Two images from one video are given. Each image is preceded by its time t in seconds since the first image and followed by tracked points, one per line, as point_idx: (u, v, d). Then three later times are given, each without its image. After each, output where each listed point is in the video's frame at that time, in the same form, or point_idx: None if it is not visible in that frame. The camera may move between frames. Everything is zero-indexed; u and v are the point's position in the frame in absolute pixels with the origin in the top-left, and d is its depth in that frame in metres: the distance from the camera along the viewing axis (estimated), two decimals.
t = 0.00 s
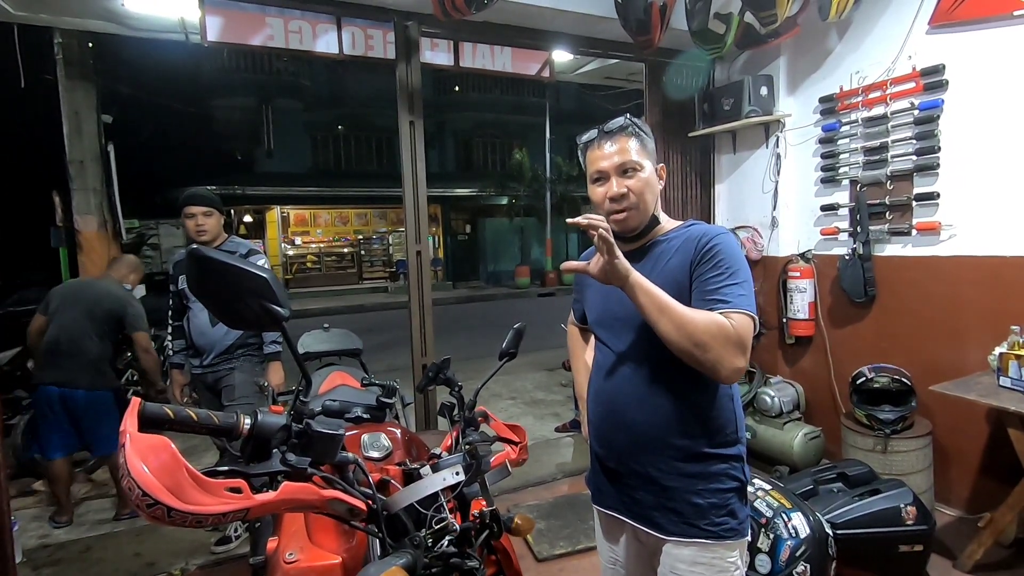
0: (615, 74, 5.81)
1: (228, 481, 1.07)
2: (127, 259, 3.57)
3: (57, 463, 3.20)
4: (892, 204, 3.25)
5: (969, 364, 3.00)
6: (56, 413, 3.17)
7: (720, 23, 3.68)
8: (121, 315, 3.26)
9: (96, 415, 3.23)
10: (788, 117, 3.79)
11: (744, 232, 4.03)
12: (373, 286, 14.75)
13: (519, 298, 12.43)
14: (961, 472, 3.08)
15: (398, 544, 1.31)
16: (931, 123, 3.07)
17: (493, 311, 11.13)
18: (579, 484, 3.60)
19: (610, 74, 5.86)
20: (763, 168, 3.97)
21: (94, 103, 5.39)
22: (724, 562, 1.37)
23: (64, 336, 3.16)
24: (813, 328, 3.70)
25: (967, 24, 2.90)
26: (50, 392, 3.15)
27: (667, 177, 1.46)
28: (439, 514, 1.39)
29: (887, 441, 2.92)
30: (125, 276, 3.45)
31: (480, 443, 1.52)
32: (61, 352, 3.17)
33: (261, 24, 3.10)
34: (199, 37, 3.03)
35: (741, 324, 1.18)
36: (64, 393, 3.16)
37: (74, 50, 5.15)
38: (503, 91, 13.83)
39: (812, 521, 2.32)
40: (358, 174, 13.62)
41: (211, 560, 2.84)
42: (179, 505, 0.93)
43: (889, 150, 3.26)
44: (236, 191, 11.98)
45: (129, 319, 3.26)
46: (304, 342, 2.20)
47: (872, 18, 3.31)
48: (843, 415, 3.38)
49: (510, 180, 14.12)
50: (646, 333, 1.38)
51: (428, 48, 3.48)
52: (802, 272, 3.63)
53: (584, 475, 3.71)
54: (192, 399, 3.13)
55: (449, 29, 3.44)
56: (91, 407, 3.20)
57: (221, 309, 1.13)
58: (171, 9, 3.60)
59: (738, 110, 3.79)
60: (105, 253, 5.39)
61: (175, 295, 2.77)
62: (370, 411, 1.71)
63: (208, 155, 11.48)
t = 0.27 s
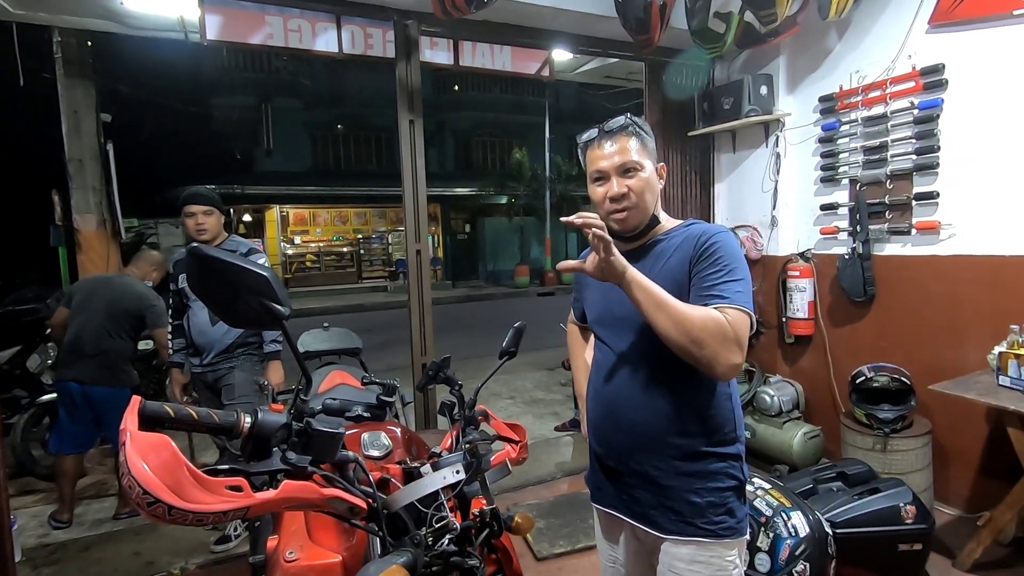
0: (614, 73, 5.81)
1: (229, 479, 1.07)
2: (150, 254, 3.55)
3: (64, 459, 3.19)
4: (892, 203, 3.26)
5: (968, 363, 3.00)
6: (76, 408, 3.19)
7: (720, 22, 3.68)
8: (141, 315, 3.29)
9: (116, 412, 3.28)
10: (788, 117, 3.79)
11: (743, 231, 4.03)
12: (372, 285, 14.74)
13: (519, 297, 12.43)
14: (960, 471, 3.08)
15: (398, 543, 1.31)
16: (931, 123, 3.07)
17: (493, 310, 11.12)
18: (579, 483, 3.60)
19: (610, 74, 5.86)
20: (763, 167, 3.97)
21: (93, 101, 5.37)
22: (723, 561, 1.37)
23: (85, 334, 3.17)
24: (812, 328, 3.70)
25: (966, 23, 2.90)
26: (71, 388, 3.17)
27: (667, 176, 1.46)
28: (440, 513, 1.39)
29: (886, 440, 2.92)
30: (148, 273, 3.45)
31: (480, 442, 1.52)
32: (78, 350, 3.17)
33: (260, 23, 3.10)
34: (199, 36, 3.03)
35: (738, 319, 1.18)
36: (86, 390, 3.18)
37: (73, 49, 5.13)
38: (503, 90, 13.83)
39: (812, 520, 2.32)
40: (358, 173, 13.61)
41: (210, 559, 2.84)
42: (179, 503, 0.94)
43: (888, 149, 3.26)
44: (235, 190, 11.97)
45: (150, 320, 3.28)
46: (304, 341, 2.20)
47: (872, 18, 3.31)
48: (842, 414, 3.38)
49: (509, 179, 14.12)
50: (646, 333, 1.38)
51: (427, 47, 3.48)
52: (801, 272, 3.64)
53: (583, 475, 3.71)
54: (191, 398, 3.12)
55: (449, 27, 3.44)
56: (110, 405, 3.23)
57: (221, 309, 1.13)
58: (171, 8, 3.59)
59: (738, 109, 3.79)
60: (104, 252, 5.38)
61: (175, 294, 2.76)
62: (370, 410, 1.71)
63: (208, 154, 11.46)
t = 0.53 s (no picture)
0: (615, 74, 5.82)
1: (229, 479, 1.07)
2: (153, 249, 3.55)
3: (76, 454, 3.22)
4: (891, 205, 3.26)
5: (968, 364, 3.01)
6: (86, 404, 3.24)
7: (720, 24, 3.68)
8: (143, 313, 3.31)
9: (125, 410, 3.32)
10: (788, 118, 3.80)
11: (743, 233, 4.04)
12: (372, 286, 14.74)
13: (519, 298, 12.42)
14: (959, 472, 3.09)
15: (398, 544, 1.31)
16: (930, 125, 3.08)
17: (493, 311, 11.11)
18: (578, 484, 3.60)
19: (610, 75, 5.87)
20: (762, 168, 3.98)
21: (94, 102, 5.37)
22: (722, 562, 1.38)
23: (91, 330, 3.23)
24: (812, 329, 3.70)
25: (966, 26, 2.91)
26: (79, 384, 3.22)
27: (668, 177, 1.47)
28: (440, 513, 1.40)
29: (885, 442, 2.92)
30: (151, 268, 3.45)
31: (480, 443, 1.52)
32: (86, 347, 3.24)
33: (261, 24, 3.10)
34: (200, 37, 3.04)
35: (735, 322, 1.17)
36: (93, 386, 3.22)
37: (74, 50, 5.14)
38: (503, 91, 13.83)
39: (812, 521, 2.32)
40: (358, 174, 13.61)
41: (210, 559, 2.84)
42: (180, 504, 0.94)
43: (888, 151, 3.27)
44: (235, 191, 11.98)
45: (151, 318, 3.30)
46: (303, 341, 2.20)
47: (871, 20, 3.31)
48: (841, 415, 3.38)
49: (509, 180, 14.12)
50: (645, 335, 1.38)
51: (428, 48, 3.48)
52: (801, 273, 3.65)
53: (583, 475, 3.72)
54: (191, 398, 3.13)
55: (449, 29, 3.45)
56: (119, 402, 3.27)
57: (221, 309, 1.14)
58: (171, 9, 3.60)
59: (737, 111, 3.80)
60: (104, 253, 5.38)
61: (176, 294, 2.77)
62: (370, 411, 1.71)
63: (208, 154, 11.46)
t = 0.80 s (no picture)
0: (615, 75, 5.82)
1: (225, 479, 1.07)
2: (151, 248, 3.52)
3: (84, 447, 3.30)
4: (889, 206, 3.26)
5: (966, 366, 3.01)
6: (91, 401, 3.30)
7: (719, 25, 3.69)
8: (138, 316, 3.30)
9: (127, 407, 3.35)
10: (787, 120, 3.80)
11: (742, 234, 4.05)
12: (371, 286, 14.73)
13: (518, 298, 12.42)
14: (956, 474, 3.09)
15: (394, 544, 1.31)
16: (928, 127, 3.08)
17: (492, 312, 11.11)
18: (577, 485, 3.60)
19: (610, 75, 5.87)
20: (761, 170, 3.98)
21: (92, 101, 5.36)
22: (719, 563, 1.38)
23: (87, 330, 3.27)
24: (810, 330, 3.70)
25: (964, 28, 2.92)
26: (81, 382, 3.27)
27: (666, 179, 1.47)
28: (436, 513, 1.42)
29: (883, 443, 2.93)
30: (146, 268, 3.43)
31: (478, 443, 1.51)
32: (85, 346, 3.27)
33: (260, 23, 3.10)
34: (199, 36, 3.03)
35: (710, 297, 1.10)
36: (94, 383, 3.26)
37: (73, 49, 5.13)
38: (502, 92, 13.83)
39: (809, 522, 2.33)
40: (357, 174, 13.60)
41: (207, 559, 2.84)
42: (175, 504, 0.94)
43: (886, 152, 3.27)
44: (234, 190, 11.97)
45: (146, 321, 3.29)
46: (300, 340, 2.20)
47: (870, 21, 3.32)
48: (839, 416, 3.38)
49: (509, 180, 14.12)
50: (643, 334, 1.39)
51: (427, 49, 3.48)
52: (799, 274, 3.65)
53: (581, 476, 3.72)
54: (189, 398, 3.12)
55: (449, 29, 3.45)
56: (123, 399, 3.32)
57: (218, 309, 1.14)
58: (171, 9, 3.60)
59: (736, 112, 3.80)
60: (102, 251, 5.36)
61: (174, 294, 2.76)
62: (367, 411, 1.71)
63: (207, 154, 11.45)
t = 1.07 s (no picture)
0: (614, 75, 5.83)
1: (220, 482, 1.07)
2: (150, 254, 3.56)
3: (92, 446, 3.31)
4: (889, 207, 3.27)
5: (965, 367, 3.01)
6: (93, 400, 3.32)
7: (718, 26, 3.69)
8: (130, 319, 3.28)
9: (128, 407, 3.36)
10: (787, 121, 3.80)
11: (741, 235, 4.05)
12: (371, 286, 14.72)
13: (518, 299, 12.42)
14: (955, 475, 3.09)
15: (391, 545, 1.31)
16: (928, 128, 3.09)
17: (491, 312, 11.10)
18: (577, 485, 3.60)
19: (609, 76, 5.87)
20: (761, 171, 3.99)
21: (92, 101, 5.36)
22: (718, 564, 1.38)
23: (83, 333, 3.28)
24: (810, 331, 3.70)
25: (963, 30, 2.92)
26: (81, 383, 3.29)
27: (667, 181, 1.47)
28: (434, 514, 1.40)
29: (881, 444, 2.93)
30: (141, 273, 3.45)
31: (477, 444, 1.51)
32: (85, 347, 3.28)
33: (260, 23, 3.11)
34: (199, 36, 3.03)
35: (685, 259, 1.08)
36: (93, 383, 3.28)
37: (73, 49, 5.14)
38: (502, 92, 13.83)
39: (807, 523, 2.33)
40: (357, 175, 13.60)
41: (207, 559, 2.83)
42: (170, 505, 0.94)
43: (886, 154, 3.28)
44: (234, 190, 11.97)
45: (137, 324, 3.27)
46: (299, 341, 2.20)
47: (869, 23, 3.32)
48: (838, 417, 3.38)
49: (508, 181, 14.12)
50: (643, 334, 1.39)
51: (427, 49, 3.47)
52: (798, 275, 3.66)
53: (581, 476, 3.72)
54: (188, 398, 3.12)
55: (449, 30, 3.45)
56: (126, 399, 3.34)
57: (216, 311, 1.14)
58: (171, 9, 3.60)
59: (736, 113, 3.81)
60: (101, 251, 5.36)
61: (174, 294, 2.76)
62: (365, 412, 1.70)
63: (207, 154, 11.45)
